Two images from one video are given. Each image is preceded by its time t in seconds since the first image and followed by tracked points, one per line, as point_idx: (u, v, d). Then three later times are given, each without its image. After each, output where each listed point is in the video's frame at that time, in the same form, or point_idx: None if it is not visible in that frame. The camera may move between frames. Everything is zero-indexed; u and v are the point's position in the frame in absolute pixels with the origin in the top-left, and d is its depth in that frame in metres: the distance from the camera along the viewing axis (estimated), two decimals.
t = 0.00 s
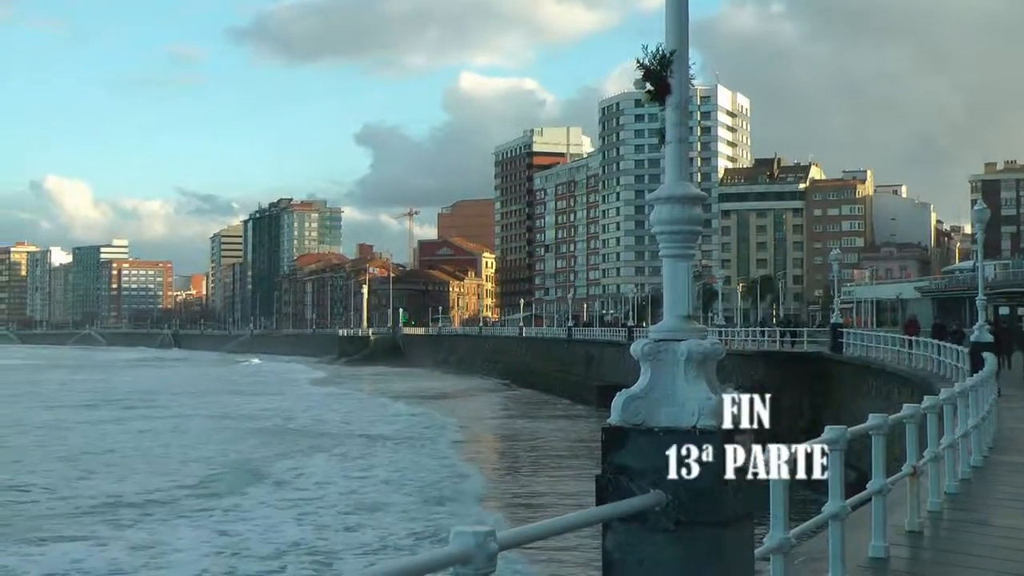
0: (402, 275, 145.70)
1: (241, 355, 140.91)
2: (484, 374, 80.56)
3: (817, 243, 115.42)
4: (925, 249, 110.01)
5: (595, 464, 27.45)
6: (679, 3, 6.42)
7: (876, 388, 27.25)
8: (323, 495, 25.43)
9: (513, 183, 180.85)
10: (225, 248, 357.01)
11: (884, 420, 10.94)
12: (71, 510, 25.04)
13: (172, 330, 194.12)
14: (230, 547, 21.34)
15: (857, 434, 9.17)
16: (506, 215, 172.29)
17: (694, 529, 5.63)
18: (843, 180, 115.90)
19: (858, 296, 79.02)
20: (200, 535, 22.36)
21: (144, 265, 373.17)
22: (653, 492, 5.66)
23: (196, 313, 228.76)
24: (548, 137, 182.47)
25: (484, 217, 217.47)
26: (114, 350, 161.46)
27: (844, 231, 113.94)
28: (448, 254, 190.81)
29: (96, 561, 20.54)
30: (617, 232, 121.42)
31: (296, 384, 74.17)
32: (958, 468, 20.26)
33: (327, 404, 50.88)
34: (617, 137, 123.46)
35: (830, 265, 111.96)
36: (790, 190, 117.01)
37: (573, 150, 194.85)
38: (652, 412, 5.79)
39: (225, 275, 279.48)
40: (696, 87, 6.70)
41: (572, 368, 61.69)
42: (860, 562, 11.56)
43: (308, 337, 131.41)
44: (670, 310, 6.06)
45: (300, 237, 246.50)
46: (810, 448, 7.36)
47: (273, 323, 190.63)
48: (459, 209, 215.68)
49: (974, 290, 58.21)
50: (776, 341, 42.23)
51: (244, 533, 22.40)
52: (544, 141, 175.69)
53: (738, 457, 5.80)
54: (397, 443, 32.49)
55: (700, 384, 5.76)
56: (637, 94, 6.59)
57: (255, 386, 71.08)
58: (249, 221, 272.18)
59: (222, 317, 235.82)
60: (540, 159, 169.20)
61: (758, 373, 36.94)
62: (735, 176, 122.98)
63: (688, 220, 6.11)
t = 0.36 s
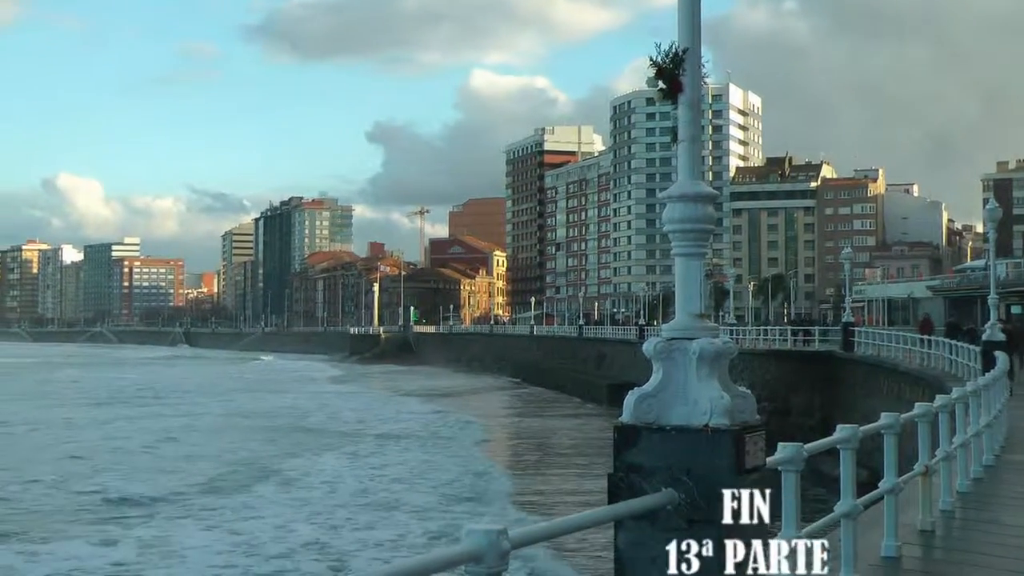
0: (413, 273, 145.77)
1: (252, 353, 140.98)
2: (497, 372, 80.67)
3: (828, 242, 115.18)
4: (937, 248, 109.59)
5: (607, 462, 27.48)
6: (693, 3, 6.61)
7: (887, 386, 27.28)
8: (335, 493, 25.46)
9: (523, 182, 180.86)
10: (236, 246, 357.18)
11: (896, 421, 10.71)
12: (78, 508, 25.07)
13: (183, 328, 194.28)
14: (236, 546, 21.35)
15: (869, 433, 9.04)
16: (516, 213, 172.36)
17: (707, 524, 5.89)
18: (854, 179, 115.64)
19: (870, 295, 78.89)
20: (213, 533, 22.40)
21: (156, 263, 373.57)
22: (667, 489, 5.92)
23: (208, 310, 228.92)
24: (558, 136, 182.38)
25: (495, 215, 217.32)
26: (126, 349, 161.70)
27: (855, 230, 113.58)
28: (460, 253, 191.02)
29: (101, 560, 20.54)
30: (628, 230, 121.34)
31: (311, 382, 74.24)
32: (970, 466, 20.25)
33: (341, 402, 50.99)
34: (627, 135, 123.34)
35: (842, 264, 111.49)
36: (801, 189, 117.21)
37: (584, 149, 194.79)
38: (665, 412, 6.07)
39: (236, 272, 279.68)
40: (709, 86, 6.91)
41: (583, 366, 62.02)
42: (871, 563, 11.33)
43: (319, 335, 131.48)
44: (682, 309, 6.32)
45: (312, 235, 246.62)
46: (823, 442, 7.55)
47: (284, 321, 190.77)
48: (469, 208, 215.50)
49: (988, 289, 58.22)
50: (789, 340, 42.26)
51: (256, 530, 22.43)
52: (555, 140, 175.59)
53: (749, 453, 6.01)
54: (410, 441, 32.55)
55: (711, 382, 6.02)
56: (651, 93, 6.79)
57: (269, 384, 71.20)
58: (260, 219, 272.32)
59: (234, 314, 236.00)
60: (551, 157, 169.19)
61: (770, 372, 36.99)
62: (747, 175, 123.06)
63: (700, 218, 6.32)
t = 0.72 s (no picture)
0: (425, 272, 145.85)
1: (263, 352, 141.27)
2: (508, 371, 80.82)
3: (840, 241, 115.08)
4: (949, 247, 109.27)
5: (619, 462, 27.38)
6: None
7: (901, 386, 27.21)
8: (347, 493, 25.38)
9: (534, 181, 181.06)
10: (248, 245, 358.17)
11: (909, 419, 10.63)
12: (87, 508, 25.04)
13: (196, 327, 194.79)
14: (245, 546, 21.29)
15: (883, 433, 8.88)
16: (527, 212, 172.58)
17: (718, 527, 5.59)
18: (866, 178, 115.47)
19: (881, 293, 78.81)
20: (224, 533, 22.35)
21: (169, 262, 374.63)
22: (679, 489, 5.61)
23: (220, 310, 229.61)
24: (569, 135, 182.48)
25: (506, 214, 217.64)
26: (138, 348, 162.13)
27: (867, 228, 113.47)
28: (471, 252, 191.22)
29: (108, 559, 20.48)
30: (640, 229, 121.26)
31: (325, 381, 74.38)
32: (985, 465, 20.12)
33: (354, 401, 51.01)
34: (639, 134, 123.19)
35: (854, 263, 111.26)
36: (813, 188, 117.12)
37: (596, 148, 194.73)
38: (677, 410, 5.75)
39: (248, 272, 280.56)
40: (720, 82, 6.66)
41: (594, 365, 62.27)
42: (886, 562, 11.24)
43: (330, 334, 131.66)
44: (693, 307, 6.02)
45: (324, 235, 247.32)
46: (838, 444, 7.24)
47: (296, 321, 191.20)
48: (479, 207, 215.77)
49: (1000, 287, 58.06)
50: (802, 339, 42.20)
51: (267, 531, 22.36)
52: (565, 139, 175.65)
53: (763, 454, 5.74)
54: (423, 441, 32.51)
55: (725, 381, 5.71)
56: (662, 90, 6.54)
57: (282, 382, 71.33)
58: (272, 218, 273.01)
59: (246, 314, 236.72)
60: (563, 157, 169.28)
61: (782, 371, 36.93)
62: (760, 174, 122.96)
63: (713, 216, 6.03)
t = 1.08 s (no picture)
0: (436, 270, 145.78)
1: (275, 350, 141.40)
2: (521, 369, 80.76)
3: (852, 240, 114.82)
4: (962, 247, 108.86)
5: (633, 461, 27.28)
6: None
7: (914, 386, 27.09)
8: (358, 491, 25.36)
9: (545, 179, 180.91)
10: (259, 243, 358.18)
11: (924, 418, 10.48)
12: (93, 506, 24.98)
13: (207, 324, 194.93)
14: (251, 545, 21.21)
15: (898, 432, 8.77)
16: (539, 210, 172.49)
17: (732, 525, 5.54)
18: (878, 177, 115.24)
19: (894, 292, 78.52)
20: (234, 532, 22.35)
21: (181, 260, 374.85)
22: (692, 489, 5.56)
23: (232, 308, 229.79)
24: (581, 133, 182.32)
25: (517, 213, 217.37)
26: (150, 345, 162.39)
27: (879, 227, 113.25)
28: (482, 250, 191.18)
29: (114, 558, 20.43)
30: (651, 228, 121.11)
31: (341, 379, 74.36)
32: (999, 466, 19.99)
33: (368, 399, 50.97)
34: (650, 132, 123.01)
35: (867, 262, 110.96)
36: (825, 187, 116.86)
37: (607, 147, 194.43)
38: (690, 410, 5.70)
39: (260, 270, 280.71)
40: (734, 81, 6.57)
41: (607, 363, 62.18)
42: (901, 561, 11.08)
43: (341, 332, 131.69)
44: (706, 306, 5.94)
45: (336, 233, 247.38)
46: (852, 443, 7.14)
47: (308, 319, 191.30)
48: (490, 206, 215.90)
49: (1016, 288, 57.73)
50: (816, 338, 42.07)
51: (278, 529, 22.34)
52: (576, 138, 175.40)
53: (776, 454, 5.69)
54: (436, 439, 32.47)
55: (738, 381, 5.65)
56: (676, 89, 6.45)
57: (296, 381, 71.29)
58: (284, 216, 273.06)
59: (257, 312, 236.91)
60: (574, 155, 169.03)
61: (796, 370, 36.83)
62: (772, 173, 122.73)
63: (727, 216, 5.95)
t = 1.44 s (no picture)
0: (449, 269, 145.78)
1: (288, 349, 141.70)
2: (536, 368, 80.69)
3: (867, 238, 114.55)
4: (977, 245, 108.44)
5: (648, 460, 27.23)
6: None
7: (930, 384, 26.99)
8: (370, 491, 25.35)
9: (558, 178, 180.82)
10: (273, 242, 358.54)
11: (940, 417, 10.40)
12: (106, 506, 25.04)
13: (221, 324, 195.22)
14: (263, 545, 21.23)
15: (914, 431, 8.71)
16: (552, 209, 172.39)
17: (748, 524, 5.52)
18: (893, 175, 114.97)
19: (909, 291, 78.19)
20: (246, 531, 22.35)
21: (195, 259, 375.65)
22: (706, 488, 5.54)
23: (246, 307, 230.16)
24: (594, 132, 182.13)
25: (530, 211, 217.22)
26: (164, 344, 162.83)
27: (894, 225, 112.98)
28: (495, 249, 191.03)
29: (123, 558, 20.45)
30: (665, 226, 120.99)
31: (356, 379, 74.47)
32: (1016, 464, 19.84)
33: (383, 398, 50.99)
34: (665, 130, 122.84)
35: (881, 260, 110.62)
36: (839, 185, 116.52)
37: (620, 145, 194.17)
38: (705, 408, 5.67)
39: (274, 269, 281.15)
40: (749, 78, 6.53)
41: (621, 362, 62.09)
42: (917, 560, 11.00)
43: (354, 331, 131.75)
44: (721, 305, 5.90)
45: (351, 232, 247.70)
46: (868, 442, 7.10)
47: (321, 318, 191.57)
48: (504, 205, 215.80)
49: None
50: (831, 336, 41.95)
51: (290, 529, 22.35)
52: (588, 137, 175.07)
53: (791, 453, 5.68)
54: (450, 439, 32.47)
55: (753, 379, 5.63)
56: (689, 88, 6.43)
57: (311, 380, 71.36)
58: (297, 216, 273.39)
59: (272, 311, 237.34)
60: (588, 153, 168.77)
61: (811, 369, 36.75)
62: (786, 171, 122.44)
63: (741, 214, 5.92)
